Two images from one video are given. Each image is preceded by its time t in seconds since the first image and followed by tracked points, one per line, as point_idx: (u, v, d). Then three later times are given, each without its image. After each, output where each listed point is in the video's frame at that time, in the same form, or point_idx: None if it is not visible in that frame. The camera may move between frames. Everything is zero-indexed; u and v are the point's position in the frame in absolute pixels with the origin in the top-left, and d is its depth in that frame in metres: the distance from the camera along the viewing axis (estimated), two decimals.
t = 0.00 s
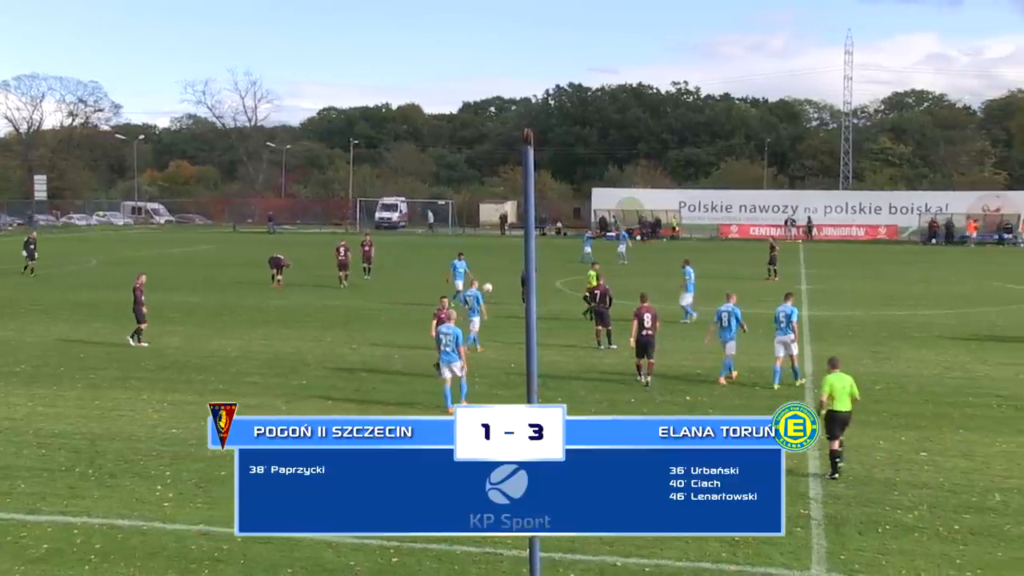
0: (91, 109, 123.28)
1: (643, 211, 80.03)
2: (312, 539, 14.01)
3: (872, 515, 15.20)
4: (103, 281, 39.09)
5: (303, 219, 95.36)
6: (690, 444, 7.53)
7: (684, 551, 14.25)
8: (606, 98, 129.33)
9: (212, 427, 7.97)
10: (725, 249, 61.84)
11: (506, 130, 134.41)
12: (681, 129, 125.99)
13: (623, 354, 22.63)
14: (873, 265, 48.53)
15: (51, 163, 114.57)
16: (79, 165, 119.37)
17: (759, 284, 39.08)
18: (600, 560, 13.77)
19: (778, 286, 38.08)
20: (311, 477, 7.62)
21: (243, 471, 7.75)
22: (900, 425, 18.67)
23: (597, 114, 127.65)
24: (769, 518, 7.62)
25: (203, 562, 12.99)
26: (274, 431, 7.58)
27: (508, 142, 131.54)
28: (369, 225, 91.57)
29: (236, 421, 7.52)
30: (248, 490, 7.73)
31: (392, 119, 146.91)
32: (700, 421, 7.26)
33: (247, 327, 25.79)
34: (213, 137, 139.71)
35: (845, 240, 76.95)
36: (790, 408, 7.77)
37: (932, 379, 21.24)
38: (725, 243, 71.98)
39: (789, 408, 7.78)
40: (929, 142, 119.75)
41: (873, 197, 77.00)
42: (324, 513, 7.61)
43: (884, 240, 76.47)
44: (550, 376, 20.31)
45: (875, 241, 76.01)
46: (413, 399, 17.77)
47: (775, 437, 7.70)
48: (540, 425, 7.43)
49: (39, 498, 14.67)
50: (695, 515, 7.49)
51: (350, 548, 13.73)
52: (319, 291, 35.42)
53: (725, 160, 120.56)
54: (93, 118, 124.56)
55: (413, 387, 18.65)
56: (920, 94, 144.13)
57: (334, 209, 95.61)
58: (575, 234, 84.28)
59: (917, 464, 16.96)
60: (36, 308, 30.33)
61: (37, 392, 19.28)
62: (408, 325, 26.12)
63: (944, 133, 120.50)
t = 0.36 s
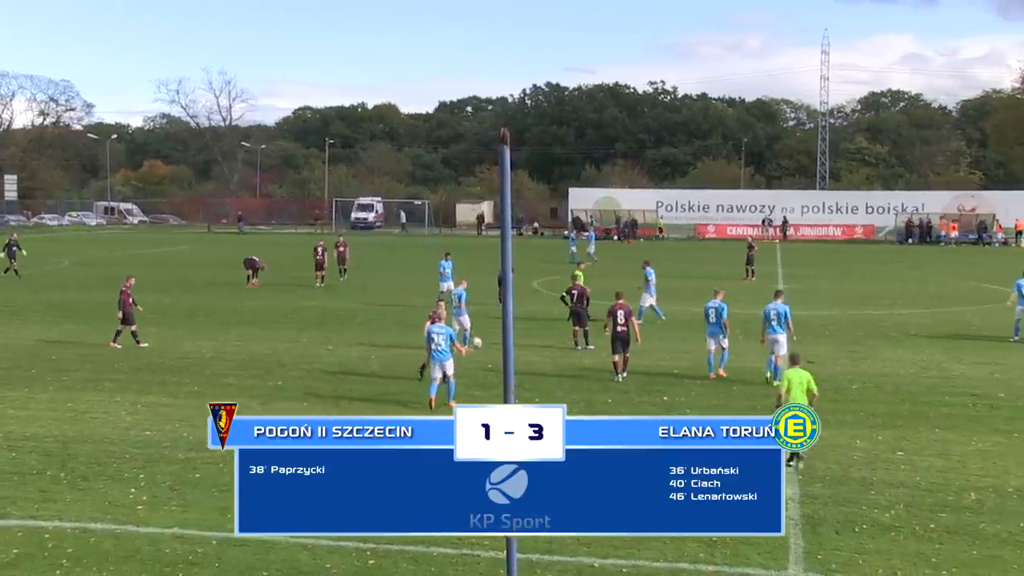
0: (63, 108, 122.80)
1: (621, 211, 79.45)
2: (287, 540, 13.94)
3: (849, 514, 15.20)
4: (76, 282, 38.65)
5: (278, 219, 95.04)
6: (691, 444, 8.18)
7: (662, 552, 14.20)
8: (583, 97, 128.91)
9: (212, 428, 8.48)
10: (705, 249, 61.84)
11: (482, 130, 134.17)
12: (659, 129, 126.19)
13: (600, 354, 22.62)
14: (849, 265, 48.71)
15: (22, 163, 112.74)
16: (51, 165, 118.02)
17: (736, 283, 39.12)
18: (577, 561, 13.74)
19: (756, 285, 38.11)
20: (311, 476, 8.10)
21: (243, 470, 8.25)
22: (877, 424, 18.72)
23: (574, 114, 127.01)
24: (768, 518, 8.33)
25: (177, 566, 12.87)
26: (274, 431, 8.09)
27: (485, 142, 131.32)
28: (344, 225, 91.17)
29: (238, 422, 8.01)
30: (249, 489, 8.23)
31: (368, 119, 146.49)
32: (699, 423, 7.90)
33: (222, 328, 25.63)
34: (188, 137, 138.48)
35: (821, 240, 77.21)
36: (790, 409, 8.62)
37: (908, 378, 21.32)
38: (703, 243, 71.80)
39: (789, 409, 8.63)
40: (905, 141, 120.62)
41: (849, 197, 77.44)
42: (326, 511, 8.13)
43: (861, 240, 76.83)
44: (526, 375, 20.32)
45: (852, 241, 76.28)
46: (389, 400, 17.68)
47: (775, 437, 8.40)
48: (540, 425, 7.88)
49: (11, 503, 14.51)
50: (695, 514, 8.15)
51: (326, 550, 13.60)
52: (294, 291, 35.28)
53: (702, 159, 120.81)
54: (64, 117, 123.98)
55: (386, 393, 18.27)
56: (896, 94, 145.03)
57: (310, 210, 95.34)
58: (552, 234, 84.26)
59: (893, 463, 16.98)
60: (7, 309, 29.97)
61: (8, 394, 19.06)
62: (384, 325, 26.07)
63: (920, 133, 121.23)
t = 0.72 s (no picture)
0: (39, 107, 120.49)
1: (604, 211, 79.20)
2: (269, 542, 13.77)
3: (834, 516, 15.08)
4: (54, 283, 38.31)
5: (258, 219, 94.56)
6: (691, 443, 7.78)
7: (645, 553, 14.09)
8: (566, 95, 128.78)
9: (212, 427, 8.07)
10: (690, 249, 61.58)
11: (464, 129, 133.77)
12: (642, 128, 125.97)
13: (583, 355, 22.48)
14: (833, 265, 48.67)
15: None
16: (27, 164, 116.82)
17: (720, 284, 39.00)
18: (561, 563, 13.63)
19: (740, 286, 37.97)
20: (311, 477, 7.75)
21: (243, 471, 7.86)
22: (861, 425, 18.62)
23: (557, 113, 126.95)
24: (768, 519, 7.83)
25: (155, 570, 12.69)
26: (274, 431, 7.72)
27: (467, 141, 131.03)
28: (325, 225, 90.47)
29: (237, 421, 7.64)
30: (249, 490, 7.83)
31: (349, 118, 145.84)
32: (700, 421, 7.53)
33: (201, 329, 25.38)
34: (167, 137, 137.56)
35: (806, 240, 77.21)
36: (790, 407, 7.97)
37: (893, 379, 21.22)
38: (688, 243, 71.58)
39: (788, 408, 7.97)
40: (889, 141, 120.77)
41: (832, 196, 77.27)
42: (327, 512, 7.74)
43: (845, 240, 76.99)
44: (507, 376, 20.16)
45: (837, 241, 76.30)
46: (369, 403, 17.43)
47: (777, 438, 7.91)
48: (540, 424, 7.69)
49: None
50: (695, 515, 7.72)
51: (308, 553, 13.47)
52: (276, 292, 35.05)
53: (685, 159, 120.70)
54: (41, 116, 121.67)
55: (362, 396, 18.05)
56: (879, 93, 145.34)
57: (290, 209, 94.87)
58: (534, 233, 84.06)
59: (878, 463, 16.91)
60: None
61: None
62: (365, 326, 25.88)
63: (904, 132, 121.34)
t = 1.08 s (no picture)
0: (17, 105, 124.91)
1: (593, 210, 79.19)
2: (253, 546, 13.52)
3: (824, 518, 14.95)
4: (35, 284, 37.95)
5: (242, 218, 94.15)
6: (691, 443, 7.98)
7: (635, 556, 13.87)
8: (554, 94, 129.11)
9: (211, 428, 8.27)
10: (679, 249, 61.31)
11: (451, 129, 133.47)
12: (632, 127, 125.82)
13: (571, 355, 22.35)
14: (824, 265, 48.64)
15: None
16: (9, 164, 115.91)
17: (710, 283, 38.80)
18: (550, 566, 13.44)
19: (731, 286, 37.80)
20: (311, 477, 7.89)
21: (243, 472, 8.03)
22: (851, 426, 18.50)
23: (545, 111, 127.19)
24: (768, 519, 8.07)
25: None
26: (274, 431, 7.88)
27: (454, 140, 130.60)
28: (311, 225, 89.78)
29: (236, 421, 7.80)
30: (247, 490, 8.01)
31: (334, 116, 145.25)
32: (701, 420, 7.74)
33: (184, 330, 25.13)
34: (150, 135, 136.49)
35: (796, 239, 77.27)
36: (791, 409, 8.26)
37: (884, 379, 21.13)
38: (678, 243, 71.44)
39: (789, 410, 8.27)
40: (881, 139, 120.87)
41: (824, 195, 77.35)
42: (327, 512, 7.91)
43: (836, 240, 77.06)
44: (495, 377, 20.00)
45: (828, 240, 76.36)
46: (356, 403, 17.28)
47: (776, 437, 8.14)
48: (540, 425, 7.83)
49: None
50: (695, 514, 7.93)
51: (293, 557, 13.26)
52: (261, 292, 34.70)
53: (675, 157, 120.56)
54: (20, 114, 126.24)
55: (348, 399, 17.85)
56: (871, 91, 145.30)
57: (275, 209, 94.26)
58: (522, 233, 83.81)
59: (870, 465, 16.75)
60: None
61: None
62: (352, 327, 25.68)
63: (895, 131, 121.47)
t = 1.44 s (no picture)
0: None
1: (577, 209, 79.05)
2: (232, 551, 13.23)
3: (812, 520, 14.74)
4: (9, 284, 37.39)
5: (221, 217, 93.07)
6: (691, 443, 7.94)
7: (621, 560, 13.64)
8: (538, 92, 129.62)
9: (211, 428, 8.27)
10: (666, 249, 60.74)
11: (433, 126, 132.78)
12: (617, 124, 125.73)
13: (555, 357, 22.10)
14: (809, 265, 48.55)
15: None
16: None
17: (695, 284, 38.60)
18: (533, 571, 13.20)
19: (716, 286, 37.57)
20: (312, 477, 7.84)
21: (243, 471, 7.99)
22: (840, 426, 18.31)
23: (529, 109, 127.21)
24: (767, 518, 8.00)
25: None
26: (275, 431, 7.85)
27: (437, 137, 129.72)
28: (291, 224, 88.75)
29: (237, 421, 7.77)
30: (248, 490, 7.97)
31: (314, 114, 144.23)
32: (699, 420, 7.69)
33: (162, 331, 24.75)
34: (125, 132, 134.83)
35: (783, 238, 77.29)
36: (790, 409, 8.31)
37: (873, 380, 20.92)
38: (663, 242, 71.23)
39: (789, 410, 8.32)
40: (868, 137, 121.18)
41: (811, 194, 77.36)
42: (328, 512, 7.86)
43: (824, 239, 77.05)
44: (480, 378, 19.73)
45: (815, 239, 76.44)
46: (337, 405, 17.00)
47: (776, 438, 8.11)
48: (540, 424, 7.77)
49: None
50: (695, 514, 7.85)
51: (273, 562, 12.97)
52: (240, 293, 34.19)
53: (660, 155, 120.45)
54: None
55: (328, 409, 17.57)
56: (858, 89, 145.71)
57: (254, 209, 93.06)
58: (506, 232, 83.36)
59: (858, 467, 16.56)
60: None
61: None
62: (332, 328, 25.32)
63: (884, 128, 121.71)
